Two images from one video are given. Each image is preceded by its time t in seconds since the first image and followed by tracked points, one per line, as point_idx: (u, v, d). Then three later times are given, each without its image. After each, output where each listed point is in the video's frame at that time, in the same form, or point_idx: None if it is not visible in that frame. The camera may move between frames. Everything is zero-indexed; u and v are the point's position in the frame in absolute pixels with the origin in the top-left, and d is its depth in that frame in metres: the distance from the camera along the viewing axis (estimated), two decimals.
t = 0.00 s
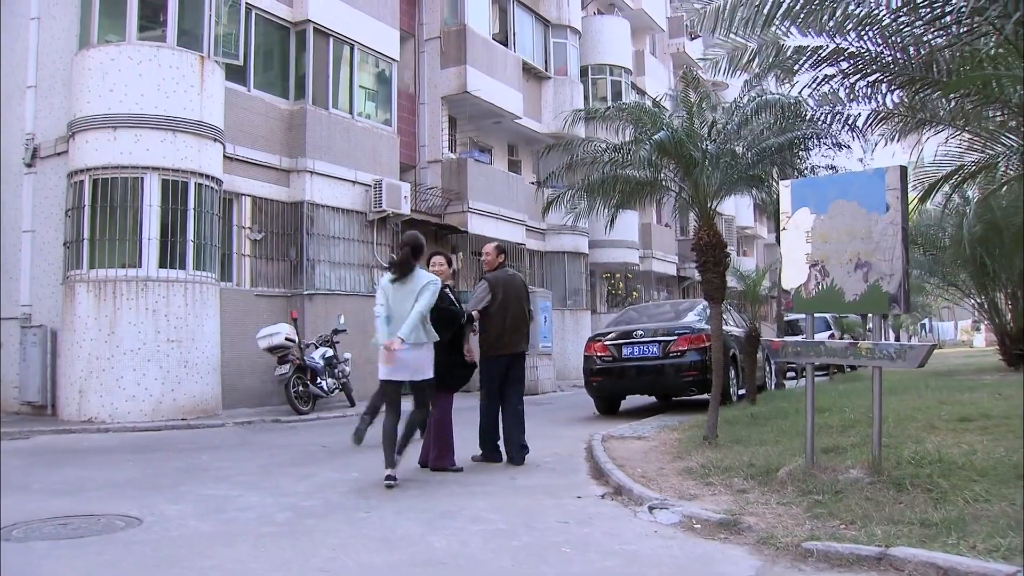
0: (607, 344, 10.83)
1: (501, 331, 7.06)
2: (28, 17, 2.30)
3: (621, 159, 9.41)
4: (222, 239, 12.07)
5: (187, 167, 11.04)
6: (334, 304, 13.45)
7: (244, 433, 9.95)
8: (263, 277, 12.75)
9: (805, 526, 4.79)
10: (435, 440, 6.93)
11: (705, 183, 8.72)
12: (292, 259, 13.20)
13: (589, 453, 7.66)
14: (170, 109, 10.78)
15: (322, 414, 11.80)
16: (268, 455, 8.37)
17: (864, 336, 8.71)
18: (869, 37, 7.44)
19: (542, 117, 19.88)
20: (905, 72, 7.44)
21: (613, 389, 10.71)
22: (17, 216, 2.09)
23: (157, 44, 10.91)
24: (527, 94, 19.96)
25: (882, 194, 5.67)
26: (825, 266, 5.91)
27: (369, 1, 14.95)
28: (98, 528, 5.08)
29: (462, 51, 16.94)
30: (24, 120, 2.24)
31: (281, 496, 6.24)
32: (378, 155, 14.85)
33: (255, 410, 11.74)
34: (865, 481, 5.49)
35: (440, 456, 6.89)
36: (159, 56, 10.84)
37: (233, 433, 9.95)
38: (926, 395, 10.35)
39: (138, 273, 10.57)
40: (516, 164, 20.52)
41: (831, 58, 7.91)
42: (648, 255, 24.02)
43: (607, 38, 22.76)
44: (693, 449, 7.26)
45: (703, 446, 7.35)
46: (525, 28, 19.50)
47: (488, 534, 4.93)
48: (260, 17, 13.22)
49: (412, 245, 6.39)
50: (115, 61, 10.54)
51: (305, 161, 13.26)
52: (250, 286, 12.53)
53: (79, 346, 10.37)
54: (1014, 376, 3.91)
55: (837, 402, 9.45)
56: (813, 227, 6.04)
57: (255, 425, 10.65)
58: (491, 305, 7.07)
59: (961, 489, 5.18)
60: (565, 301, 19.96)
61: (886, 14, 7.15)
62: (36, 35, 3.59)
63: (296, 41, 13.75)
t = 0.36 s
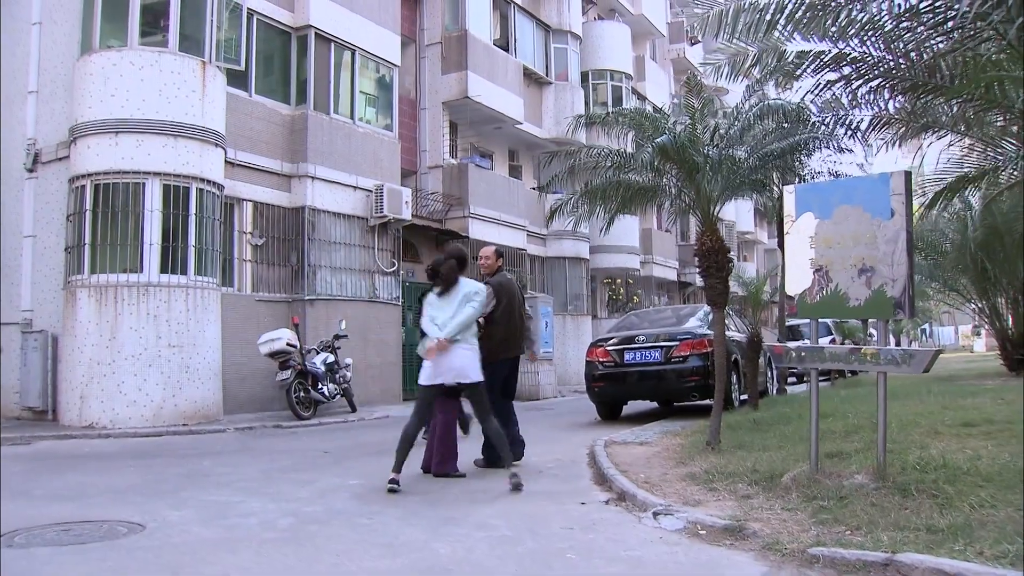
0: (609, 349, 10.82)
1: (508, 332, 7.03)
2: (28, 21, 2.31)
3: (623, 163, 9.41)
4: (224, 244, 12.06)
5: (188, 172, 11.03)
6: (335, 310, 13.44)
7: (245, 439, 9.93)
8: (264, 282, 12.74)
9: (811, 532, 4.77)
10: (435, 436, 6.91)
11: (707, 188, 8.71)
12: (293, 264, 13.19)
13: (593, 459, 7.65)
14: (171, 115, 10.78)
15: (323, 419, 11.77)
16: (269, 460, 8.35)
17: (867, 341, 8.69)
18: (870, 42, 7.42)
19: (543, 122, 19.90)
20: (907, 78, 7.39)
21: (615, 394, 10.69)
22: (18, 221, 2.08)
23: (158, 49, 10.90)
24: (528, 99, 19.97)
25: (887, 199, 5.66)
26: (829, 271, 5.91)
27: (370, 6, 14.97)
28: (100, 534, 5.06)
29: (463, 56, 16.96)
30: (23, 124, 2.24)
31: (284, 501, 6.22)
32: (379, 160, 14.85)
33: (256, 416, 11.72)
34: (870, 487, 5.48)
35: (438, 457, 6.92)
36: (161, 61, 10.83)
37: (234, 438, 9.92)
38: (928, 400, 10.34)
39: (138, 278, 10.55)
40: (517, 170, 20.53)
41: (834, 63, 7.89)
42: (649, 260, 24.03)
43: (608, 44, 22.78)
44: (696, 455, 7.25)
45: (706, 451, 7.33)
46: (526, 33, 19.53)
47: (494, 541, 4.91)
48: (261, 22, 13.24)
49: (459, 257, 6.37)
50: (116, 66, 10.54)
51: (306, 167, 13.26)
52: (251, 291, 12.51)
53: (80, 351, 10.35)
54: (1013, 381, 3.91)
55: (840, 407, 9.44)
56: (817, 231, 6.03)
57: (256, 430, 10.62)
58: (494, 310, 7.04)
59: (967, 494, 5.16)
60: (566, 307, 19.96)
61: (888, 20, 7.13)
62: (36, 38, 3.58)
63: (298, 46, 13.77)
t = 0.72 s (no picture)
0: (610, 353, 10.80)
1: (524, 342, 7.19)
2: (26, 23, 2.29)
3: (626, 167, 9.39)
4: (223, 247, 12.05)
5: (188, 176, 11.02)
6: (335, 314, 13.40)
7: (245, 443, 9.90)
8: (263, 287, 12.71)
9: (815, 537, 4.75)
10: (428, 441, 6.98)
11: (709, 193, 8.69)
12: (293, 268, 13.16)
13: (595, 463, 7.62)
14: (171, 118, 10.77)
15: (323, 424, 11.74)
16: (270, 465, 8.31)
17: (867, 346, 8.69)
18: (871, 47, 7.41)
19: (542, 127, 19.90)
20: (908, 82, 7.37)
21: (615, 398, 10.67)
22: (18, 223, 2.06)
23: (158, 53, 10.89)
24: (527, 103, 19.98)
25: (890, 203, 5.66)
26: (831, 275, 5.90)
27: (371, 10, 14.98)
28: (100, 539, 5.03)
29: (463, 60, 16.96)
30: (21, 127, 2.22)
31: (285, 506, 6.19)
32: (378, 164, 14.83)
33: (256, 420, 11.70)
34: (873, 492, 5.46)
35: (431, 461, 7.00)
36: (161, 65, 10.82)
37: (234, 443, 9.89)
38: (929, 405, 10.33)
39: (138, 282, 10.54)
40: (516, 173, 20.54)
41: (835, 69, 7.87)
42: (648, 265, 24.03)
43: (607, 48, 22.81)
44: (697, 459, 7.24)
45: (708, 456, 7.31)
46: (525, 37, 19.53)
47: (498, 547, 4.88)
48: (261, 26, 13.25)
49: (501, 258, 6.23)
50: (117, 70, 10.53)
51: (306, 170, 13.25)
52: (250, 295, 12.48)
53: (79, 355, 10.33)
54: (1013, 384, 3.91)
55: (842, 412, 9.42)
56: (820, 236, 6.02)
57: (255, 434, 10.59)
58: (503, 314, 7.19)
59: (971, 499, 5.14)
60: (565, 311, 19.94)
61: (889, 25, 7.12)
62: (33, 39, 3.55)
63: (297, 50, 13.78)
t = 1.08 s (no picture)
0: (608, 355, 10.78)
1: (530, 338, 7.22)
2: (27, 25, 2.27)
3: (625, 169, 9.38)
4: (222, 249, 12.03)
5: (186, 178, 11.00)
6: (334, 316, 13.37)
7: (243, 445, 9.87)
8: (262, 289, 12.69)
9: (818, 539, 4.74)
10: (421, 445, 7.00)
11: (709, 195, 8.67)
12: (291, 270, 13.14)
13: (595, 465, 7.60)
14: (168, 120, 10.74)
15: (321, 427, 11.70)
16: (270, 468, 8.28)
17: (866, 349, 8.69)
18: (871, 49, 7.40)
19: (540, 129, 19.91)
20: (908, 84, 7.36)
21: (614, 401, 10.66)
22: (16, 226, 2.04)
23: (157, 55, 10.87)
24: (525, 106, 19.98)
25: (891, 205, 5.66)
26: (832, 279, 5.90)
27: (369, 12, 14.98)
28: (100, 543, 5.00)
29: (461, 63, 16.96)
30: (19, 129, 2.21)
31: (285, 509, 6.16)
32: (376, 167, 14.82)
33: (254, 422, 11.66)
34: (875, 494, 5.45)
35: (425, 465, 7.01)
36: (159, 67, 10.80)
37: (232, 445, 9.86)
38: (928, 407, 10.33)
39: (136, 284, 10.51)
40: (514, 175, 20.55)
41: (834, 71, 7.86)
42: (645, 267, 24.05)
43: (604, 50, 22.84)
44: (698, 462, 7.22)
45: (708, 459, 7.30)
46: (523, 39, 19.54)
47: (500, 550, 4.86)
48: (259, 28, 13.25)
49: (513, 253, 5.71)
50: (115, 72, 10.50)
51: (304, 172, 13.22)
52: (248, 297, 12.46)
53: (76, 357, 10.29)
54: (1010, 386, 3.90)
55: (842, 414, 9.41)
56: (821, 238, 6.01)
57: (254, 437, 10.56)
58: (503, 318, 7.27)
59: (974, 501, 5.13)
60: (563, 313, 19.94)
61: (889, 27, 7.12)
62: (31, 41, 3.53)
63: (296, 52, 13.77)
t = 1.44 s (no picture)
0: (607, 357, 10.77)
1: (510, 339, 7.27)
2: (24, 24, 2.24)
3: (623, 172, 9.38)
4: (219, 251, 12.01)
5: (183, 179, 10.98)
6: (331, 318, 13.35)
7: (241, 448, 9.84)
8: (259, 291, 12.66)
9: (819, 541, 4.74)
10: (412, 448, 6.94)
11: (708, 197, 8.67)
12: (288, 271, 13.11)
13: (593, 468, 7.59)
14: (165, 121, 10.71)
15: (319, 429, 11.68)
16: (268, 470, 8.25)
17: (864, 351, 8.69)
18: (869, 51, 7.39)
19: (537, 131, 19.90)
20: (906, 86, 7.35)
21: (611, 403, 10.65)
22: (11, 225, 2.01)
23: (154, 57, 10.85)
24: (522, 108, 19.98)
25: (891, 207, 5.66)
26: (831, 280, 5.90)
27: (367, 13, 14.96)
28: (98, 545, 4.97)
29: (458, 65, 16.94)
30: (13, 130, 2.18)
31: (284, 512, 6.13)
32: (373, 168, 14.79)
33: (251, 424, 11.63)
34: (875, 496, 5.45)
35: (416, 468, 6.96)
36: (156, 68, 10.78)
37: (229, 448, 9.83)
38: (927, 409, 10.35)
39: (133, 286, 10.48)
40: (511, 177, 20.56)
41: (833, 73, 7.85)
42: (642, 269, 24.08)
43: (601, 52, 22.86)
44: (697, 464, 7.22)
45: (707, 461, 7.29)
46: (520, 41, 19.53)
47: (501, 552, 4.85)
48: (256, 29, 13.24)
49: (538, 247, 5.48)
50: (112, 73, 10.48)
51: (301, 174, 13.20)
52: (245, 299, 12.43)
53: (73, 359, 10.24)
54: (1007, 388, 3.88)
55: (842, 416, 9.41)
56: (822, 240, 6.01)
57: (251, 439, 10.53)
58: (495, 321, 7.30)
59: (975, 503, 5.13)
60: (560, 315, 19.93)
61: (887, 30, 7.12)
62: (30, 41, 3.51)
63: (293, 53, 13.75)
